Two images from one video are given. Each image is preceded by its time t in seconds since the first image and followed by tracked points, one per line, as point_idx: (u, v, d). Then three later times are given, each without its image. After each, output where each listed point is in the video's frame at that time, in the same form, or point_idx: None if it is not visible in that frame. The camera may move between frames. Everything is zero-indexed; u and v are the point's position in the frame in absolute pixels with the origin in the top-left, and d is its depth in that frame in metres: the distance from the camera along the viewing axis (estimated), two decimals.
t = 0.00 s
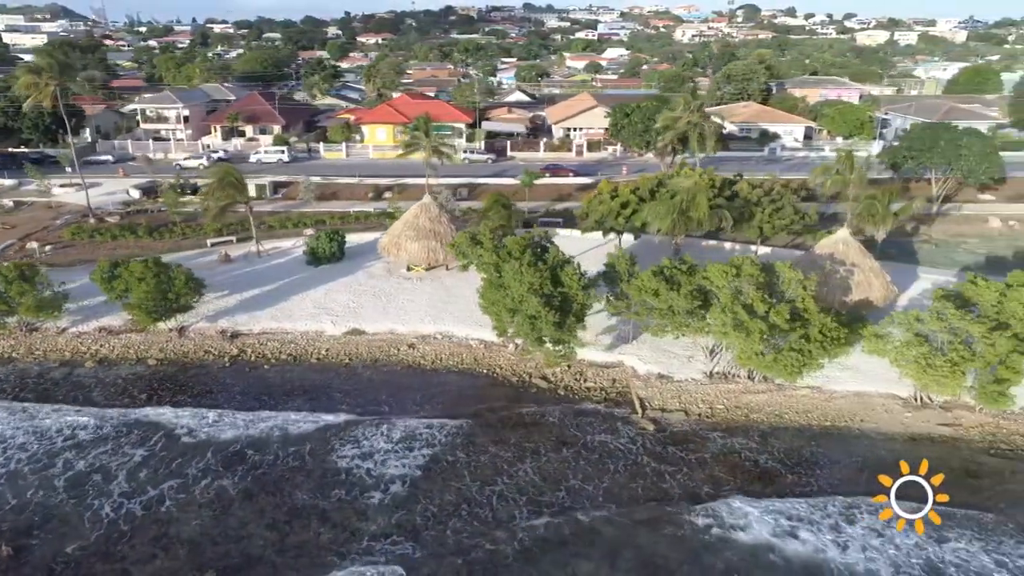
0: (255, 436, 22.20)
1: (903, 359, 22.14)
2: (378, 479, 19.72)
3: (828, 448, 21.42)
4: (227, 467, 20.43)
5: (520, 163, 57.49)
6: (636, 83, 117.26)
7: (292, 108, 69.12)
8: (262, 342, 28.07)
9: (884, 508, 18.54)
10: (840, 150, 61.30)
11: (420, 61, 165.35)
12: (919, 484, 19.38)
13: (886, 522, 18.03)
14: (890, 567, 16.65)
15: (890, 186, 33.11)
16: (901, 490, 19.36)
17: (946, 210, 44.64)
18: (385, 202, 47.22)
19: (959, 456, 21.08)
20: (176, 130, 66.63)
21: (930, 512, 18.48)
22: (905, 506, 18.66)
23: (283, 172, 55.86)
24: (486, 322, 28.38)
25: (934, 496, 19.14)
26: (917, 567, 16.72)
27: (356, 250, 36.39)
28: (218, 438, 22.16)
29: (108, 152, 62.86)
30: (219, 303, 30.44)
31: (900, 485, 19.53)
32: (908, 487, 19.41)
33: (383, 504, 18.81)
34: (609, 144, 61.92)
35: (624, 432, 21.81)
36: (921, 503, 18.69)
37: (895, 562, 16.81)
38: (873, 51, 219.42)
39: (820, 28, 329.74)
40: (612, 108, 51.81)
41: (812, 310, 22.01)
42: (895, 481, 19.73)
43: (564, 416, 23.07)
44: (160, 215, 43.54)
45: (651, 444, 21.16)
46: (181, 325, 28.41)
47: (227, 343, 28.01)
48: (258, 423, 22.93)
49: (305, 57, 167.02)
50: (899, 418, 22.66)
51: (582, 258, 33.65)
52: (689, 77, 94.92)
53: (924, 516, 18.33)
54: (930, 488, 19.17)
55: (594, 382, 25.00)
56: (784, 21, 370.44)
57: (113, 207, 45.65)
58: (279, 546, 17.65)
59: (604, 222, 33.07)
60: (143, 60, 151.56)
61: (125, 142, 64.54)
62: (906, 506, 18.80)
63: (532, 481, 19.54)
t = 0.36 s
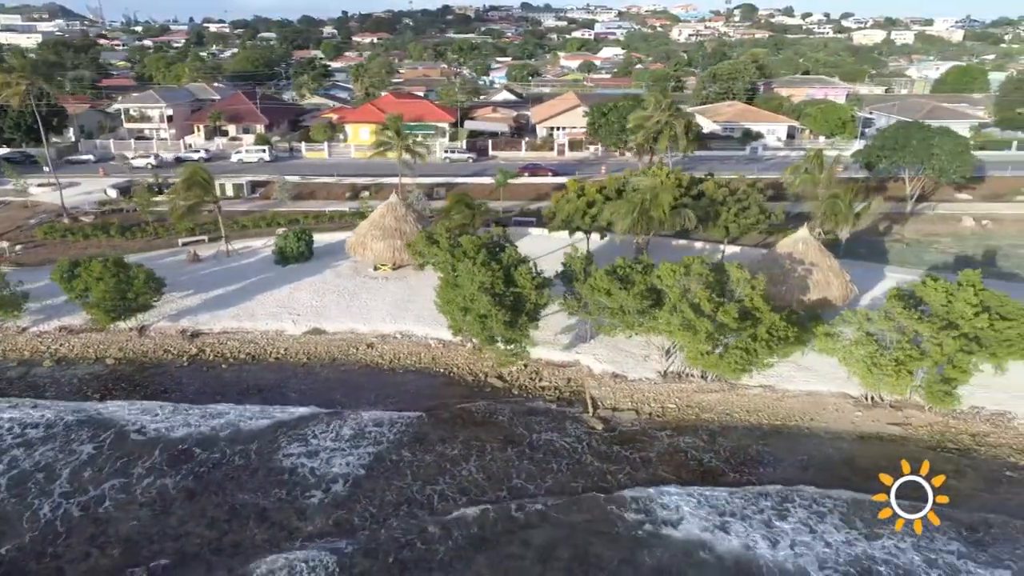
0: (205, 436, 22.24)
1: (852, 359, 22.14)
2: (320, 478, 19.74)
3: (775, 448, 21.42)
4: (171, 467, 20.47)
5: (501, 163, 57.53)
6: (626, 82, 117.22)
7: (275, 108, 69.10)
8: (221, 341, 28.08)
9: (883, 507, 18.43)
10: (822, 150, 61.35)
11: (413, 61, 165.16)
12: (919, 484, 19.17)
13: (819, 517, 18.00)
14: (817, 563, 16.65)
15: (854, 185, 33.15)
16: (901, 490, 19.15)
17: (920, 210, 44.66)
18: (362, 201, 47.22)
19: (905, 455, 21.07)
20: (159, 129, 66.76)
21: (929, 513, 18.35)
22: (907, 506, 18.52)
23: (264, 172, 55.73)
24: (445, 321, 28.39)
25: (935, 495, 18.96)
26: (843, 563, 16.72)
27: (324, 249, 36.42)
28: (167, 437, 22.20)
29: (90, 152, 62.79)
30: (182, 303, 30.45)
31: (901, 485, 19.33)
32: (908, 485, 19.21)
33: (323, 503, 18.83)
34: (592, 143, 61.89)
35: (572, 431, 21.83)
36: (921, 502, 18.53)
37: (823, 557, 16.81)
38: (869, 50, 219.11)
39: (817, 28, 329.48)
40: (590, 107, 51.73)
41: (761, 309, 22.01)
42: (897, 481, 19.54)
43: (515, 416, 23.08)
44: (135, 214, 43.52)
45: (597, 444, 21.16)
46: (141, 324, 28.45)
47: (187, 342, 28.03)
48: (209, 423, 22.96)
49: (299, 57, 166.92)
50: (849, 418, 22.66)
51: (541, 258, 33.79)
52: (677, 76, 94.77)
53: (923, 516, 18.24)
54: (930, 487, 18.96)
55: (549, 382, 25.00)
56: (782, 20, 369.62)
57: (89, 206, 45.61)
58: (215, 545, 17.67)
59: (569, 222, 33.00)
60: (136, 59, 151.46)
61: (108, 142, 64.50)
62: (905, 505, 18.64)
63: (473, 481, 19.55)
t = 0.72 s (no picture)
0: (150, 437, 22.17)
1: (799, 359, 22.06)
2: (259, 479, 19.69)
3: (720, 449, 21.35)
4: (112, 468, 20.42)
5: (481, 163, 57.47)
6: (616, 82, 117.13)
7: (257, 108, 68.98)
8: (178, 342, 28.06)
9: (881, 507, 18.46)
10: (802, 149, 61.36)
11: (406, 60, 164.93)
12: (917, 485, 19.03)
13: (752, 515, 17.95)
14: (744, 563, 16.60)
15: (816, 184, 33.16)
16: (900, 492, 19.01)
17: (894, 210, 44.61)
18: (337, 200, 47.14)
19: (850, 456, 21.01)
20: (142, 129, 66.68)
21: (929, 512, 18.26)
22: (906, 505, 18.49)
23: (243, 172, 55.52)
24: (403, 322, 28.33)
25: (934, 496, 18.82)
26: (770, 562, 16.67)
27: (292, 250, 36.37)
28: (112, 438, 22.13)
29: (71, 151, 62.69)
30: (142, 304, 30.42)
31: (900, 487, 19.19)
32: (909, 486, 19.13)
33: (258, 504, 18.75)
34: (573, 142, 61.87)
35: (518, 433, 21.79)
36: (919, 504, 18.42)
37: (751, 557, 16.76)
38: (864, 50, 218.88)
39: (812, 28, 329.47)
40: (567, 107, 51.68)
41: (708, 310, 21.94)
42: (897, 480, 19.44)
43: (463, 417, 23.01)
44: (108, 214, 43.41)
45: (541, 446, 21.12)
46: (99, 324, 28.44)
47: (143, 343, 27.99)
48: (156, 424, 22.92)
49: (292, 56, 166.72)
50: (798, 418, 22.60)
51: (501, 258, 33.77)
52: (665, 75, 94.64)
53: (922, 517, 18.12)
54: (929, 488, 18.81)
55: (502, 382, 24.95)
56: (779, 19, 369.48)
57: (63, 206, 45.51)
58: (147, 545, 17.62)
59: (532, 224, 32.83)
60: (128, 59, 151.30)
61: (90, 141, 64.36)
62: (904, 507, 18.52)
63: (412, 483, 19.49)
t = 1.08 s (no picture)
0: (99, 439, 22.10)
1: (750, 360, 21.95)
2: (202, 481, 19.60)
3: (670, 450, 21.25)
4: (56, 471, 20.36)
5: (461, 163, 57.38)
6: (607, 81, 117.05)
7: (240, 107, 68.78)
8: (138, 343, 28.01)
9: (881, 505, 18.77)
10: (784, 149, 61.34)
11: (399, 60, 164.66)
12: (914, 487, 19.17)
13: (690, 515, 17.91)
14: (676, 564, 16.54)
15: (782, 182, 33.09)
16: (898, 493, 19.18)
17: (869, 210, 44.59)
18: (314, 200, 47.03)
19: (799, 457, 20.94)
20: (125, 129, 66.36)
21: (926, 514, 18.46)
22: (906, 504, 18.83)
23: (223, 172, 55.00)
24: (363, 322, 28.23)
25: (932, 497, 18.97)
26: (703, 563, 16.59)
27: (261, 250, 36.23)
28: (60, 440, 22.04)
29: (52, 151, 62.51)
30: (105, 304, 30.37)
31: (898, 488, 19.33)
32: (909, 483, 19.38)
33: (197, 506, 18.65)
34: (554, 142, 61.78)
35: (467, 436, 21.73)
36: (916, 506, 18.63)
37: (684, 558, 16.68)
38: (859, 49, 218.88)
39: (808, 28, 329.50)
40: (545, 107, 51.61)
41: (658, 310, 21.87)
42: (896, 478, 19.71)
43: (414, 419, 22.92)
44: (82, 215, 43.23)
45: (488, 448, 21.05)
46: (58, 325, 28.41)
47: (102, 344, 27.97)
48: (106, 427, 22.84)
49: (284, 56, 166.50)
50: (750, 419, 22.52)
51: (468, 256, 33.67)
52: (654, 74, 94.39)
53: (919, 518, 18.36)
54: (929, 488, 19.02)
55: (457, 383, 24.87)
56: (776, 19, 369.05)
57: (37, 206, 45.35)
58: (82, 547, 17.52)
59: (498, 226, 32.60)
60: (120, 58, 150.95)
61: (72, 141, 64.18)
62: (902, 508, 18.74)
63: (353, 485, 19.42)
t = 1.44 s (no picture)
0: (50, 442, 22.02)
1: (703, 362, 21.84)
2: (147, 484, 19.51)
3: (622, 452, 21.14)
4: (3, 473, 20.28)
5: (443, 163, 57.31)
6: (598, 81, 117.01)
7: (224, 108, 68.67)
8: (100, 344, 27.95)
9: (881, 503, 18.84)
10: (767, 148, 61.29)
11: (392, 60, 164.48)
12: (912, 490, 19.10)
13: (633, 516, 17.86)
14: (613, 566, 16.45)
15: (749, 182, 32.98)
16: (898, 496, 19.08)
17: (846, 211, 44.53)
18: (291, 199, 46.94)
19: (751, 458, 20.86)
20: (108, 129, 66.30)
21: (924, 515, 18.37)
22: (906, 503, 18.82)
23: (205, 172, 54.81)
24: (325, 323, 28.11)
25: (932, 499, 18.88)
26: (641, 565, 16.49)
27: (231, 251, 36.11)
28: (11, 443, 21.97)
29: (35, 151, 62.39)
30: (69, 305, 30.32)
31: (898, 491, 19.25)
32: (911, 484, 19.37)
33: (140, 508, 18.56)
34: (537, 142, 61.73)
35: (419, 439, 21.64)
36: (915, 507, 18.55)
37: (622, 560, 16.58)
38: (853, 49, 218.89)
39: (805, 28, 329.40)
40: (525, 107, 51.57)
41: (612, 312, 21.77)
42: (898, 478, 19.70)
43: (368, 421, 22.82)
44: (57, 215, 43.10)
45: (439, 450, 20.95)
46: (20, 326, 28.36)
47: (64, 345, 27.91)
48: (59, 429, 22.77)
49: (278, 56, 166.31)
50: (705, 421, 22.41)
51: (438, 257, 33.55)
52: (643, 74, 94.23)
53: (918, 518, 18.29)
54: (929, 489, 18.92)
55: (416, 384, 24.77)
56: (773, 19, 368.70)
57: (13, 206, 45.25)
58: (20, 549, 17.43)
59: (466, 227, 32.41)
60: (112, 57, 150.72)
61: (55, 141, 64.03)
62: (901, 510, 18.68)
63: (299, 487, 19.32)
